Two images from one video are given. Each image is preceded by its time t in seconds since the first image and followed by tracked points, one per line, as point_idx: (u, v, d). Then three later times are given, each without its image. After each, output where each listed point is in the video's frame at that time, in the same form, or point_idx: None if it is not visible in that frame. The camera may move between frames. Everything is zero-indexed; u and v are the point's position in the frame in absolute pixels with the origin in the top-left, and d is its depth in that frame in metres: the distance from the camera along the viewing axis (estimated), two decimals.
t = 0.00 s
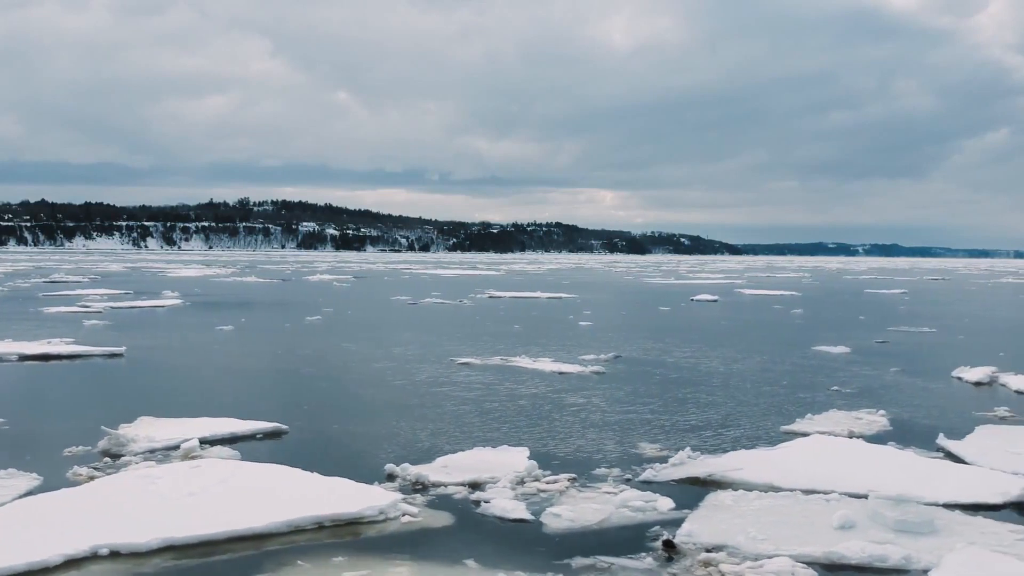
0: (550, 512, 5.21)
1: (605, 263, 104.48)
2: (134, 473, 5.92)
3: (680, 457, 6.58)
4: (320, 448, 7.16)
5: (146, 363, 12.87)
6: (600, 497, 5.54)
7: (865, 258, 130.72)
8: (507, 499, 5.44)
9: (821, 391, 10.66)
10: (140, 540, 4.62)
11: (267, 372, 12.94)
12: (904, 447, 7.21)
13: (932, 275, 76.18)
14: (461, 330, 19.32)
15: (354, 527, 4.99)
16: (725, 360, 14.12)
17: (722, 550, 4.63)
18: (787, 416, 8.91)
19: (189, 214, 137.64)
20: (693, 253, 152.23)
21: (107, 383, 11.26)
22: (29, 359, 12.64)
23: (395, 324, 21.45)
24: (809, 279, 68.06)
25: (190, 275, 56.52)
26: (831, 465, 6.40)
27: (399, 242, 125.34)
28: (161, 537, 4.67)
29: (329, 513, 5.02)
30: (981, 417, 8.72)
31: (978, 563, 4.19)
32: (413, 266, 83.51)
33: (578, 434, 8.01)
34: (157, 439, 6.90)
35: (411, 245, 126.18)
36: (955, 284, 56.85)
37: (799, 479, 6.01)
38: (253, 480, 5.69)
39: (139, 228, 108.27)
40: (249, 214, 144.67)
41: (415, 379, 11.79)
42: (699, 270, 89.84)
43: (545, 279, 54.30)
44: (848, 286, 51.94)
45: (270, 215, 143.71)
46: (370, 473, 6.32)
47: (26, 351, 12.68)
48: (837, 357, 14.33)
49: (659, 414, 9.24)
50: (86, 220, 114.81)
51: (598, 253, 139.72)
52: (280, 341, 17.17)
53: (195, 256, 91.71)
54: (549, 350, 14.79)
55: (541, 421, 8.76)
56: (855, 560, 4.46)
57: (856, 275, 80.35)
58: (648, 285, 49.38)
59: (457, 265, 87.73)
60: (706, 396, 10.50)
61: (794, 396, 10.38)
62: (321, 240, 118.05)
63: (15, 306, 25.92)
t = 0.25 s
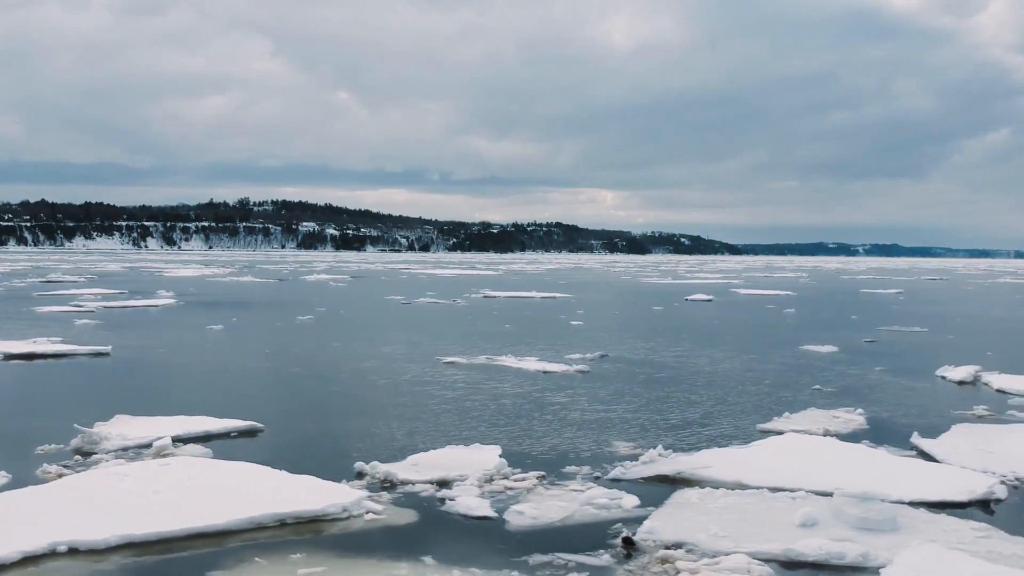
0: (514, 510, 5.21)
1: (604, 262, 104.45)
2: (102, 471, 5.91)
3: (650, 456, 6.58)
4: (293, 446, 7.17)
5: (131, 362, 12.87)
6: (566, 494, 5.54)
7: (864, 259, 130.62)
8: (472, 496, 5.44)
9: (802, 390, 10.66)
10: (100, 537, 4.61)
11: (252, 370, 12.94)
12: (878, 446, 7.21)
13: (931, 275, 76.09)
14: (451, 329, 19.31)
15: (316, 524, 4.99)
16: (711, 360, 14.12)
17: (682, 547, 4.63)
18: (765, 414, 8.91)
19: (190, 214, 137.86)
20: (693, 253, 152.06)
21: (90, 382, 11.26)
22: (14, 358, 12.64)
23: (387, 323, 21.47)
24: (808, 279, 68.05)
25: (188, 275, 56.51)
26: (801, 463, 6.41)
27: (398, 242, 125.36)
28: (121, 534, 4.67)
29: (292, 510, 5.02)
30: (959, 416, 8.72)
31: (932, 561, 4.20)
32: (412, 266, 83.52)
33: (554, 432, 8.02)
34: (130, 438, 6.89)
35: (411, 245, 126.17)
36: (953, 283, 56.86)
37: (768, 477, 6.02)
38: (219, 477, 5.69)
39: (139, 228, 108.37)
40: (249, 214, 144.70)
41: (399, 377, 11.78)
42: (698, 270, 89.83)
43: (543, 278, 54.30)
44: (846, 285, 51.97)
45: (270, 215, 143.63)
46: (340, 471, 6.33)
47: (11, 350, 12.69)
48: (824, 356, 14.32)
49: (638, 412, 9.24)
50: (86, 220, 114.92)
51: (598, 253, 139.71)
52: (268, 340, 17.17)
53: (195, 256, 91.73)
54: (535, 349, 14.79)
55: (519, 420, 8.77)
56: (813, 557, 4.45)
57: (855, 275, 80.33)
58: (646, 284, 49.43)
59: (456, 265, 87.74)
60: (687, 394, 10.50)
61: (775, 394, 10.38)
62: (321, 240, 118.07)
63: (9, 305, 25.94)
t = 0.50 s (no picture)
0: (472, 507, 5.23)
1: (603, 262, 104.41)
2: (68, 468, 5.93)
3: (617, 453, 6.60)
4: (263, 444, 7.19)
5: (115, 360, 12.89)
6: (527, 492, 5.56)
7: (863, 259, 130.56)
8: (432, 494, 5.46)
9: (782, 389, 10.67)
10: (54, 533, 4.63)
11: (236, 368, 12.96)
12: (848, 444, 7.22)
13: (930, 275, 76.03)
14: (440, 329, 19.30)
15: (274, 521, 5.01)
16: (696, 359, 14.14)
17: (635, 543, 4.65)
18: (740, 412, 8.93)
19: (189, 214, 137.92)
20: (693, 253, 151.94)
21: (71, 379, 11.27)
22: None
23: (377, 322, 21.48)
24: (807, 279, 67.91)
25: (185, 274, 56.48)
26: (767, 461, 6.43)
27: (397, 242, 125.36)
28: (76, 530, 4.69)
29: (250, 507, 5.04)
30: (935, 415, 8.73)
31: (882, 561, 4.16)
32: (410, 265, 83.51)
33: (527, 431, 8.02)
34: (100, 435, 6.91)
35: (410, 245, 126.18)
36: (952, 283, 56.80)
37: (731, 474, 6.03)
38: (182, 475, 5.70)
39: (139, 228, 108.46)
40: (251, 214, 144.73)
41: (381, 376, 11.80)
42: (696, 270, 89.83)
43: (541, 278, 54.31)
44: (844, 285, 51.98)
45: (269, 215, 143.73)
46: (307, 469, 6.34)
47: None
48: (809, 355, 14.33)
49: (614, 411, 9.25)
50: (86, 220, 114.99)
51: (597, 253, 139.68)
52: (256, 339, 17.18)
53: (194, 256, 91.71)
54: (521, 348, 14.80)
55: (494, 418, 8.78)
56: (764, 554, 4.46)
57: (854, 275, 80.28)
58: (643, 284, 49.44)
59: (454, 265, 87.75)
60: (666, 393, 10.51)
61: (754, 393, 10.40)
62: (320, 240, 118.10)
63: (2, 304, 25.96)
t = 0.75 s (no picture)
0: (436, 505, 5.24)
1: (602, 262, 104.48)
2: (36, 465, 5.93)
3: (588, 452, 6.62)
4: (237, 442, 7.21)
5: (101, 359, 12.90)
6: (493, 489, 5.57)
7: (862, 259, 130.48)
8: (398, 492, 5.47)
9: (764, 388, 10.67)
10: (15, 531, 4.65)
11: (222, 364, 12.97)
12: (821, 442, 7.23)
13: (929, 275, 76.00)
14: (430, 328, 19.28)
15: (236, 518, 5.02)
16: (681, 358, 14.15)
17: (594, 540, 4.66)
18: (719, 410, 8.93)
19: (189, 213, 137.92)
20: (692, 253, 151.97)
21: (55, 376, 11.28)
22: None
23: (369, 322, 21.50)
24: (806, 279, 67.84)
25: (184, 274, 56.43)
26: (737, 458, 6.44)
27: (396, 242, 125.39)
28: (36, 528, 4.70)
29: (212, 504, 5.06)
30: (913, 413, 8.74)
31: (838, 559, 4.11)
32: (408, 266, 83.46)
33: (503, 429, 8.03)
34: (73, 433, 6.92)
35: (409, 245, 126.19)
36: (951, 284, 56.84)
37: (700, 473, 6.05)
38: (148, 473, 5.71)
39: (139, 228, 108.56)
40: (251, 214, 144.81)
41: (364, 375, 11.80)
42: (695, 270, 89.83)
43: (540, 278, 54.30)
44: (843, 285, 51.99)
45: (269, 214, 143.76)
46: (277, 466, 6.35)
47: None
48: (797, 354, 14.34)
49: (593, 410, 9.26)
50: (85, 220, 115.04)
51: (597, 253, 139.67)
52: (245, 339, 17.18)
53: (194, 255, 91.69)
54: (508, 348, 14.79)
55: (472, 417, 8.78)
56: (721, 551, 4.48)
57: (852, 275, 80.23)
58: (641, 284, 49.46)
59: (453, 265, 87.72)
60: (648, 392, 10.52)
61: (735, 391, 10.41)
62: (319, 240, 118.10)
63: None
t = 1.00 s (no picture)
0: (395, 502, 5.25)
1: (601, 262, 104.29)
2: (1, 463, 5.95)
3: (555, 450, 6.63)
4: (207, 440, 7.23)
5: (85, 357, 12.91)
6: (453, 486, 5.59)
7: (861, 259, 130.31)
8: (358, 489, 5.48)
9: (743, 386, 10.68)
10: None
11: (206, 361, 12.98)
12: (790, 440, 7.24)
13: (927, 275, 76.01)
14: (419, 327, 19.26)
15: (193, 514, 5.04)
16: (667, 357, 14.14)
17: (546, 537, 4.67)
18: (694, 408, 8.94)
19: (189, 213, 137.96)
20: (692, 252, 152.06)
21: (37, 374, 11.31)
22: None
23: (360, 321, 21.54)
24: (804, 279, 67.69)
25: (181, 273, 56.36)
26: (702, 456, 6.45)
27: (395, 241, 125.43)
28: None
29: (170, 501, 5.07)
30: (887, 412, 8.76)
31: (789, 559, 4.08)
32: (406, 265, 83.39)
33: (476, 427, 8.05)
34: (44, 431, 6.94)
35: (408, 244, 126.22)
36: (949, 284, 56.92)
37: (663, 471, 6.06)
38: (111, 470, 5.73)
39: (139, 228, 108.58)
40: (251, 214, 144.77)
41: (346, 374, 11.81)
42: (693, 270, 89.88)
43: (538, 278, 54.33)
44: (841, 284, 52.05)
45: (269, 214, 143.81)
46: (243, 464, 6.36)
47: None
48: (782, 353, 14.36)
49: (570, 408, 9.27)
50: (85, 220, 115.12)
51: (596, 253, 139.72)
52: (233, 337, 17.19)
53: (192, 254, 91.64)
54: (493, 347, 14.78)
55: (448, 415, 8.79)
56: (672, 548, 4.49)
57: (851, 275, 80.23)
58: (638, 283, 49.53)
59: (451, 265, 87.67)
60: (627, 390, 10.54)
61: (714, 390, 10.42)
62: (318, 240, 118.14)
63: None
